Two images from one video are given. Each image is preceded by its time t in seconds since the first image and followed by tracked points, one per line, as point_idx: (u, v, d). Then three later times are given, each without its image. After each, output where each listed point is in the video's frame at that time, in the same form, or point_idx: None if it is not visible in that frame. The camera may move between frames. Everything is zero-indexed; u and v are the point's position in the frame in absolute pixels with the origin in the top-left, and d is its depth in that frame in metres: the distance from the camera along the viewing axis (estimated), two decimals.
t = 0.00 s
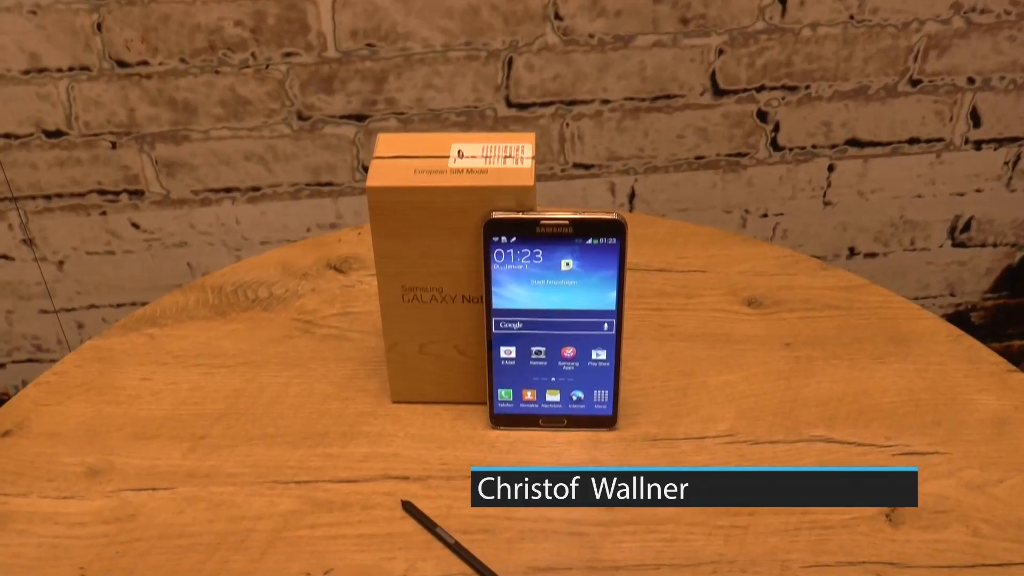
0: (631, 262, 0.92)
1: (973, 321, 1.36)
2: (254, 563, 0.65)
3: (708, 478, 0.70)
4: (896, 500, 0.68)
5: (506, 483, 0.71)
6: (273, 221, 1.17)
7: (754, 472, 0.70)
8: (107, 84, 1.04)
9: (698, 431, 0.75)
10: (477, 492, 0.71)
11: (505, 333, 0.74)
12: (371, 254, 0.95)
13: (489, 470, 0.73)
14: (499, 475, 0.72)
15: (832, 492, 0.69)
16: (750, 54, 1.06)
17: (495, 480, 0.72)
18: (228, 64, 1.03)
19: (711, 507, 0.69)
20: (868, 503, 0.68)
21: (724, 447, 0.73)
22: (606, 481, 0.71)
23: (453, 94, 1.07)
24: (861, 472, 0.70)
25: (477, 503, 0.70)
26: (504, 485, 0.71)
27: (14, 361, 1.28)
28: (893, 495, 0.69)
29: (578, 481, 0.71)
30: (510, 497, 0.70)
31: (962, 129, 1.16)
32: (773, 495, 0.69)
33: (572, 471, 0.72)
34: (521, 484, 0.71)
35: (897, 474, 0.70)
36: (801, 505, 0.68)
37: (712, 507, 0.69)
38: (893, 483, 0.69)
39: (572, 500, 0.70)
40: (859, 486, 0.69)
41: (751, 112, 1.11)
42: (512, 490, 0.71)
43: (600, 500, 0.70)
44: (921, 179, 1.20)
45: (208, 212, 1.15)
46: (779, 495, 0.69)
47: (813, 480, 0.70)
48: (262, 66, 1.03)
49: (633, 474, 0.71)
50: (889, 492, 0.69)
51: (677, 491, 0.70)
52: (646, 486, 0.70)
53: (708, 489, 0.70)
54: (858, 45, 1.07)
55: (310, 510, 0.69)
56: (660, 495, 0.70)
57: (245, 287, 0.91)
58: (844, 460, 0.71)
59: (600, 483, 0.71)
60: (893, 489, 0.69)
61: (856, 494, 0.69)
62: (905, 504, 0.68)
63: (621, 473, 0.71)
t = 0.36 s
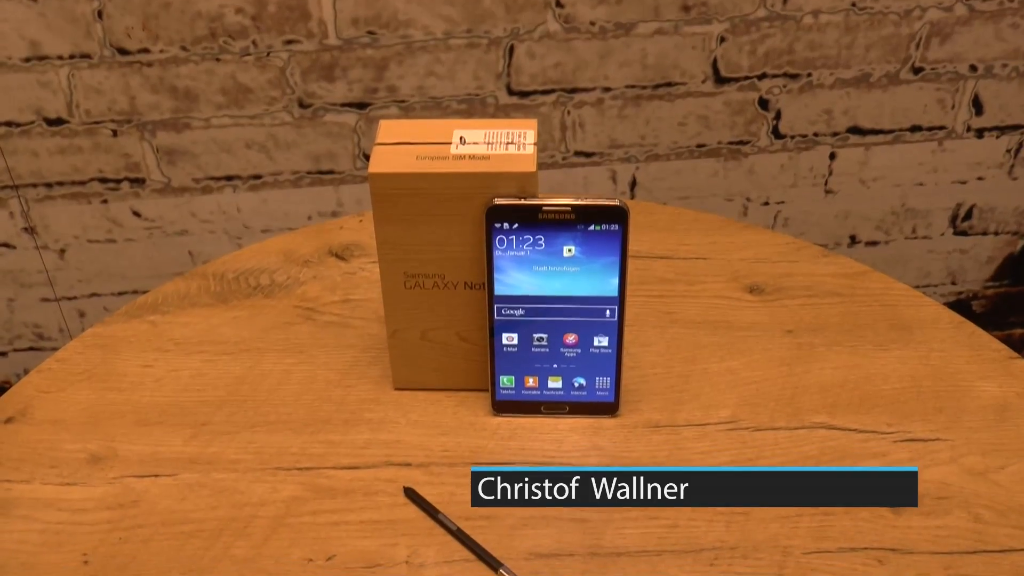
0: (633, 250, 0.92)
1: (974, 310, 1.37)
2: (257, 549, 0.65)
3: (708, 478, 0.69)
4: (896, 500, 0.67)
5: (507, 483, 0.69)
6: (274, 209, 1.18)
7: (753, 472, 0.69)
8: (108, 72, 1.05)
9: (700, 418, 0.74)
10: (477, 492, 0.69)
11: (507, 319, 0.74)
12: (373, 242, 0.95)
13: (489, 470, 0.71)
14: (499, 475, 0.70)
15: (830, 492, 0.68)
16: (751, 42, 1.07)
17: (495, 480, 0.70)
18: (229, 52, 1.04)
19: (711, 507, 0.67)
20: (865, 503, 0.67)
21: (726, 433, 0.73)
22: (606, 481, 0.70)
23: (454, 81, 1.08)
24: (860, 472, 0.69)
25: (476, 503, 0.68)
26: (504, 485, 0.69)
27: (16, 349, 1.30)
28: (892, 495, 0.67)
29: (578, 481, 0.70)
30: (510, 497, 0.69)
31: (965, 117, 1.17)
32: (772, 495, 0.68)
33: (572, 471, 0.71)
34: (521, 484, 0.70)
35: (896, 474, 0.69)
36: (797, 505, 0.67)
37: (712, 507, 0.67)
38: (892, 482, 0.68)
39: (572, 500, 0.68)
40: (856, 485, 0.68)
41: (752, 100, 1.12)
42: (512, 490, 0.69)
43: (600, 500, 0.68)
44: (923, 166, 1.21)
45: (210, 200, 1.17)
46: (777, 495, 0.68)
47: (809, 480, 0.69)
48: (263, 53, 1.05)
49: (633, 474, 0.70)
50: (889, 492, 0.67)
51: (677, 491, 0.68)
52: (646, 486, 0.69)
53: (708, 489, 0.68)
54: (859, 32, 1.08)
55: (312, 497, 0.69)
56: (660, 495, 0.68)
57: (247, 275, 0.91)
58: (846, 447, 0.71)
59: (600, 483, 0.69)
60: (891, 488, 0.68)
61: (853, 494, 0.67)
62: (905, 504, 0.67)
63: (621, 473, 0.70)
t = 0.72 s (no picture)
0: (636, 238, 0.92)
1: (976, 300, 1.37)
2: (261, 536, 0.65)
3: (709, 478, 0.68)
4: (895, 500, 0.66)
5: (506, 482, 0.68)
6: (276, 198, 1.18)
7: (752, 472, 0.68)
8: (110, 60, 1.06)
9: (703, 405, 0.75)
10: (477, 491, 0.68)
11: (509, 307, 0.74)
12: (376, 230, 0.96)
13: (488, 469, 0.70)
14: (499, 475, 0.69)
15: (828, 492, 0.67)
16: (754, 30, 1.07)
17: (494, 480, 0.69)
18: (232, 40, 1.05)
19: (711, 507, 0.66)
20: (861, 503, 0.66)
21: (730, 421, 0.73)
22: (606, 481, 0.69)
23: (457, 70, 1.08)
24: (858, 472, 0.68)
25: (477, 503, 0.67)
26: (504, 485, 0.68)
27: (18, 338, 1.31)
28: (891, 495, 0.66)
29: (578, 481, 0.69)
30: (510, 497, 0.68)
31: (968, 106, 1.17)
32: (770, 495, 0.67)
33: (571, 471, 0.69)
34: (521, 484, 0.68)
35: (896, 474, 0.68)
36: (793, 505, 0.66)
37: (711, 506, 0.66)
38: (891, 482, 0.67)
39: (572, 501, 0.67)
40: (853, 485, 0.67)
41: (754, 89, 1.12)
42: (511, 489, 0.68)
43: (600, 500, 0.67)
44: (926, 156, 1.21)
45: (212, 189, 1.17)
46: (775, 495, 0.67)
47: (806, 479, 0.68)
48: (266, 42, 1.05)
49: (633, 474, 0.69)
50: (888, 492, 0.67)
51: (677, 491, 0.67)
52: (645, 486, 0.68)
53: (708, 489, 0.67)
54: (862, 21, 1.08)
55: (315, 484, 0.69)
56: (660, 495, 0.67)
57: (250, 263, 0.91)
58: (848, 434, 0.71)
59: (600, 483, 0.68)
60: (890, 488, 0.67)
61: (850, 494, 0.66)
62: (904, 504, 0.66)
63: (621, 473, 0.69)
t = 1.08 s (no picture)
0: (639, 224, 0.92)
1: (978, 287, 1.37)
2: (264, 520, 0.65)
3: (709, 478, 0.67)
4: (896, 500, 0.65)
5: (507, 482, 0.67)
6: (278, 183, 1.18)
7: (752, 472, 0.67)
8: (112, 45, 1.06)
9: (706, 390, 0.75)
10: (477, 492, 0.67)
11: (513, 292, 0.74)
12: (379, 215, 0.96)
13: (489, 470, 0.69)
14: (499, 475, 0.68)
15: (828, 492, 0.66)
16: (757, 17, 1.07)
17: (495, 480, 0.68)
18: (234, 25, 1.05)
19: (711, 507, 0.65)
20: (862, 503, 0.65)
21: (733, 405, 0.73)
22: (606, 481, 0.67)
23: (460, 56, 1.08)
24: (859, 472, 0.66)
25: (477, 503, 0.66)
26: (504, 485, 0.67)
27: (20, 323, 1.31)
28: (892, 494, 0.65)
29: (578, 481, 0.67)
30: (510, 497, 0.66)
31: (971, 93, 1.17)
32: (770, 495, 0.65)
33: (571, 471, 0.68)
34: (521, 484, 0.67)
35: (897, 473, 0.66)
36: (793, 500, 0.65)
37: (713, 506, 0.65)
38: (892, 481, 0.66)
39: (572, 500, 0.66)
40: (852, 485, 0.66)
41: (758, 75, 1.12)
42: (512, 490, 0.67)
43: (600, 500, 0.66)
44: (929, 143, 1.21)
45: (214, 174, 1.17)
46: (774, 495, 0.65)
47: (805, 479, 0.67)
48: (268, 27, 1.05)
49: (633, 474, 0.67)
50: (889, 491, 0.65)
51: (677, 491, 0.66)
52: (645, 486, 0.67)
53: (709, 489, 0.66)
54: (866, 7, 1.08)
55: (318, 468, 0.69)
56: (660, 495, 0.66)
57: (253, 248, 0.91)
58: (850, 420, 0.71)
59: (600, 483, 0.67)
60: (891, 487, 0.66)
61: (849, 494, 0.65)
62: (905, 504, 0.64)
63: (621, 473, 0.68)
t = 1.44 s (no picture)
0: (640, 209, 0.92)
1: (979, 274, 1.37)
2: (265, 505, 0.65)
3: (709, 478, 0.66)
4: (896, 500, 0.64)
5: (507, 483, 0.66)
6: (279, 169, 1.18)
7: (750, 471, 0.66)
8: (113, 31, 1.05)
9: (706, 376, 0.75)
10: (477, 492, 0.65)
11: (514, 278, 0.73)
12: (380, 201, 0.96)
13: (489, 469, 0.67)
14: (499, 475, 0.66)
15: (827, 492, 0.64)
16: (759, 3, 1.07)
17: (494, 480, 0.66)
18: (235, 10, 1.04)
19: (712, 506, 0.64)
20: (861, 503, 0.64)
21: (734, 390, 0.73)
22: (606, 481, 0.66)
23: (461, 41, 1.08)
24: (858, 472, 0.65)
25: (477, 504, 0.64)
26: (504, 485, 0.65)
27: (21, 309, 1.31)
28: (891, 494, 0.64)
29: (578, 480, 0.66)
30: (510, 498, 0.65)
31: (973, 79, 1.17)
32: (770, 495, 0.64)
33: (571, 470, 0.66)
34: (521, 484, 0.65)
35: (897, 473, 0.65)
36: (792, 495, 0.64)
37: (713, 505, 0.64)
38: (892, 481, 0.65)
39: (573, 501, 0.64)
40: (854, 485, 0.65)
41: (759, 62, 1.12)
42: (512, 490, 0.65)
43: (601, 500, 0.65)
44: (931, 129, 1.21)
45: (215, 159, 1.17)
46: (774, 494, 0.64)
47: (805, 479, 0.65)
48: (269, 12, 1.05)
49: (634, 474, 0.66)
50: (888, 491, 0.64)
51: (677, 491, 0.65)
52: (646, 486, 0.65)
53: (709, 489, 0.65)
54: None
55: (319, 453, 0.69)
56: (660, 495, 0.65)
57: (254, 233, 0.91)
58: (851, 406, 0.71)
59: (600, 483, 0.65)
60: (890, 487, 0.65)
61: (849, 494, 0.64)
62: (905, 504, 0.63)
63: (621, 473, 0.66)
